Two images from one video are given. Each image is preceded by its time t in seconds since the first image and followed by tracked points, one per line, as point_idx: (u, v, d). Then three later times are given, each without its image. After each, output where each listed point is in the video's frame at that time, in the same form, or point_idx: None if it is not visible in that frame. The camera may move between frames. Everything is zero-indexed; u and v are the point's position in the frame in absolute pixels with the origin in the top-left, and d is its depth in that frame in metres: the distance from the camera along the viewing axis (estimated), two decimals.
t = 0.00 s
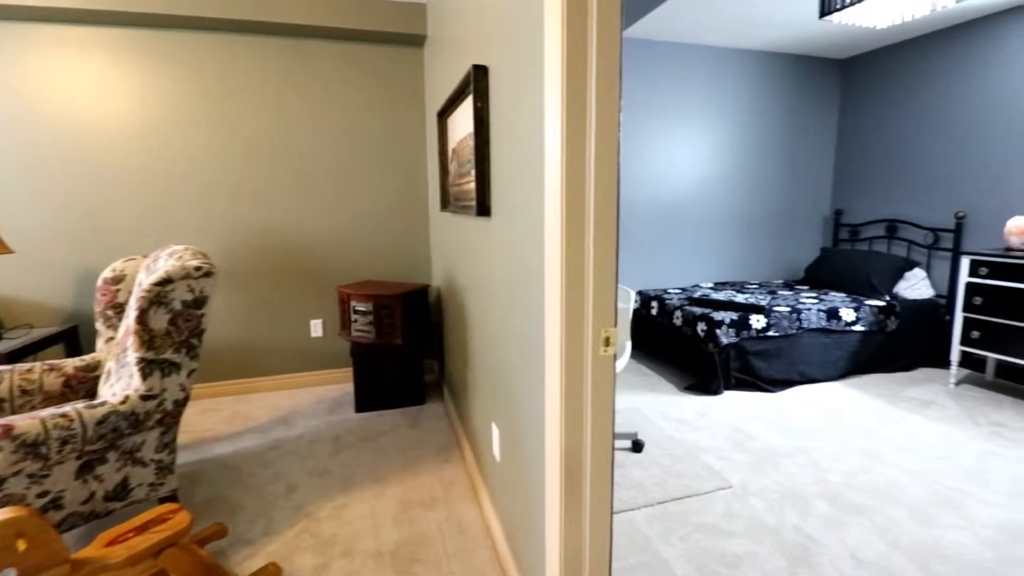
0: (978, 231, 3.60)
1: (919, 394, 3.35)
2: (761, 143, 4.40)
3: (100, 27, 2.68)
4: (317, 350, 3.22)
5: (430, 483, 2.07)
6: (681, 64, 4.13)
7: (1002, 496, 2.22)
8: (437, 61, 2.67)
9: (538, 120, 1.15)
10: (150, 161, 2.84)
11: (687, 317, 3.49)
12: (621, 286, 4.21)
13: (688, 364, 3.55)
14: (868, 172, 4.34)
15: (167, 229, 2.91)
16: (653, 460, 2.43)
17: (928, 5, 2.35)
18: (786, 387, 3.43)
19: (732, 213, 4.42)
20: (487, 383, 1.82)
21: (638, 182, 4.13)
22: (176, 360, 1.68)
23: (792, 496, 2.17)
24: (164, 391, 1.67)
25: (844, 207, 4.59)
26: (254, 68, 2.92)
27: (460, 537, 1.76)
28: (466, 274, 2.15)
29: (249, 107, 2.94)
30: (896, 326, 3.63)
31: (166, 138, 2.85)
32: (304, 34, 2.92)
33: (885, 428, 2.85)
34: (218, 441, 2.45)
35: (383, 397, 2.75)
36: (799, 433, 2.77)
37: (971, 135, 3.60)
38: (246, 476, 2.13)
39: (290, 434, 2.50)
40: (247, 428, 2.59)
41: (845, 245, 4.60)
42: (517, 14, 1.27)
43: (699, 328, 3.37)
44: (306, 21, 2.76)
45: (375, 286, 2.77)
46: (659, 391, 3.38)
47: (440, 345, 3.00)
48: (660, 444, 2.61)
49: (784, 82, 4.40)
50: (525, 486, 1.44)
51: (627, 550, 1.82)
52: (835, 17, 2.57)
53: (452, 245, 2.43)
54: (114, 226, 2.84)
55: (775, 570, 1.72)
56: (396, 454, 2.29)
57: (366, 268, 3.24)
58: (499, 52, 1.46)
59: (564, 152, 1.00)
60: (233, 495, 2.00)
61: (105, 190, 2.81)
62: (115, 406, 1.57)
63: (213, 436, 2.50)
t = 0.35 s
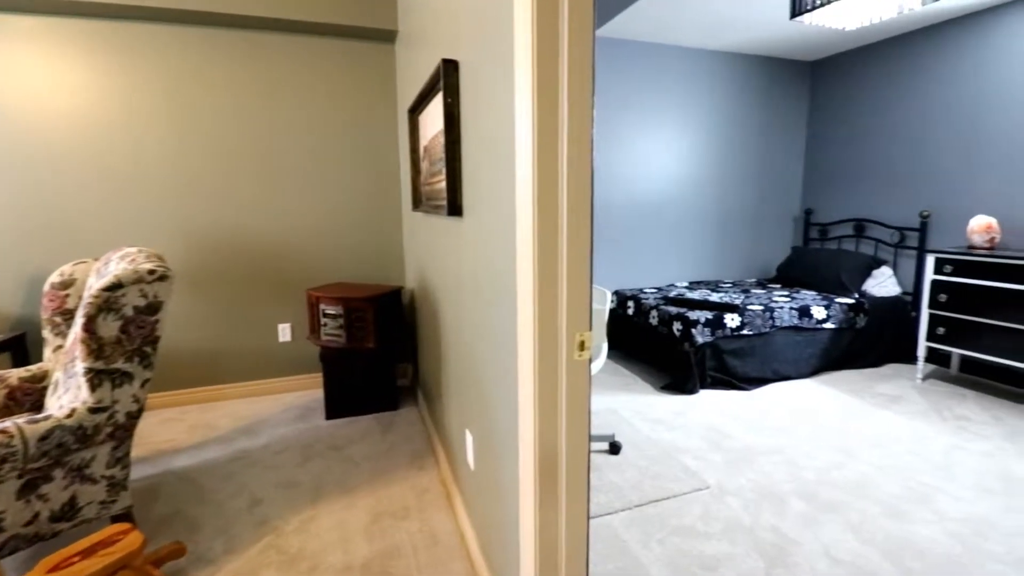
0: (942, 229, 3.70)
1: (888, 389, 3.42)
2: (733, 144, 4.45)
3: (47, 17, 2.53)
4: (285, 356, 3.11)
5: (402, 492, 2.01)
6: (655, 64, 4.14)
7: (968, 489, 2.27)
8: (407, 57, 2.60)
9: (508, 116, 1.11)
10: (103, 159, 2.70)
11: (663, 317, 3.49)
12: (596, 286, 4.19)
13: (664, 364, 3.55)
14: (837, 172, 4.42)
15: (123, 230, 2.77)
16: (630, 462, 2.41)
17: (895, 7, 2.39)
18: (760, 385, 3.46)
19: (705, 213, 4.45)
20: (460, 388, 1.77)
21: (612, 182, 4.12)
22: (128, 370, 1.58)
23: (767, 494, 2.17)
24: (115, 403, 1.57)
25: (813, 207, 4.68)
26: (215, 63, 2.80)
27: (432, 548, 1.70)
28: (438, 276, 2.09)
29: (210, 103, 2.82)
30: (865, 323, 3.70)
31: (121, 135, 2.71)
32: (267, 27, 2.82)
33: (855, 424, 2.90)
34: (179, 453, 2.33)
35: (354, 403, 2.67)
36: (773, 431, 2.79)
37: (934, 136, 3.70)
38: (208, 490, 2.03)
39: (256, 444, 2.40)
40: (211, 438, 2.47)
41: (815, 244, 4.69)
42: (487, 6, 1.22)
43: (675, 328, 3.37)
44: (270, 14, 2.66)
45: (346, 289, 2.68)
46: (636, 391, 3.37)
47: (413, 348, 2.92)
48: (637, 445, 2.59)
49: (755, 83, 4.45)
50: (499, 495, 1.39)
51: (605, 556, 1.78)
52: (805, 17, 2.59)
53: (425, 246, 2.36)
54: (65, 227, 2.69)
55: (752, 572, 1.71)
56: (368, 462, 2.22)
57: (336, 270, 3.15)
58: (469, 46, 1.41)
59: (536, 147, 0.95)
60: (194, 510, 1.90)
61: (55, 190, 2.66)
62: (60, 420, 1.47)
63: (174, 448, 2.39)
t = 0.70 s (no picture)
0: (905, 228, 3.80)
1: (856, 385, 3.49)
2: (705, 144, 4.49)
3: None
4: (251, 362, 3.00)
5: (374, 503, 1.93)
6: (627, 64, 4.14)
7: (935, 483, 2.31)
8: (377, 52, 2.52)
9: (479, 111, 1.06)
10: (52, 156, 2.55)
11: (638, 316, 3.49)
12: (572, 287, 4.18)
13: (639, 364, 3.55)
14: (806, 173, 4.50)
15: (74, 232, 2.62)
16: (607, 464, 2.39)
17: (861, 9, 2.43)
18: (733, 383, 3.50)
19: (678, 212, 4.49)
20: (432, 394, 1.71)
21: (586, 182, 4.12)
22: (74, 381, 1.47)
23: (743, 494, 2.18)
24: (60, 417, 1.46)
25: (782, 207, 4.76)
26: (173, 56, 2.67)
27: (405, 561, 1.64)
28: (409, 278, 2.02)
29: (168, 99, 2.69)
30: (833, 321, 3.77)
31: (71, 132, 2.57)
32: (228, 19, 2.70)
33: (826, 421, 2.94)
34: (135, 467, 2.21)
35: (323, 410, 2.58)
36: (747, 429, 2.81)
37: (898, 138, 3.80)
38: (166, 506, 1.93)
39: (218, 456, 2.29)
40: (170, 451, 2.35)
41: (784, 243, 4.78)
42: None
43: (650, 328, 3.37)
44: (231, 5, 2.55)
45: (313, 292, 2.58)
46: (612, 391, 3.36)
47: (385, 352, 2.84)
48: (613, 446, 2.58)
49: (725, 84, 4.50)
50: (473, 505, 1.34)
51: (582, 563, 1.75)
52: (775, 19, 2.61)
53: (395, 247, 2.28)
54: (11, 229, 2.53)
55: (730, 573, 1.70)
56: (337, 472, 2.14)
57: (304, 272, 3.05)
58: (437, 39, 1.35)
59: (507, 144, 0.90)
60: (150, 528, 1.80)
61: None
62: None
63: (130, 462, 2.26)
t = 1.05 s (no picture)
0: (875, 228, 3.89)
1: (829, 382, 3.55)
2: (680, 145, 4.53)
3: None
4: (219, 368, 2.89)
5: (347, 514, 1.87)
6: (605, 64, 4.14)
7: (907, 479, 2.35)
8: (349, 47, 2.45)
9: (454, 108, 1.02)
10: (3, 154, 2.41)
11: (617, 317, 3.49)
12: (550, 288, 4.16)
13: (617, 364, 3.55)
14: (779, 174, 4.58)
15: (27, 233, 2.48)
16: (587, 467, 2.37)
17: (833, 12, 2.46)
18: (710, 382, 3.52)
19: (655, 213, 4.51)
20: (408, 401, 1.65)
21: (565, 183, 4.10)
22: (22, 394, 1.38)
23: (722, 494, 2.17)
24: (7, 433, 1.37)
25: (756, 207, 4.83)
26: (134, 50, 2.55)
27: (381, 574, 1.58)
28: (384, 281, 1.96)
29: (130, 94, 2.57)
30: (806, 319, 3.83)
31: (23, 128, 2.43)
32: (193, 12, 2.59)
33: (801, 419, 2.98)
34: (93, 481, 2.10)
35: (295, 417, 2.49)
36: (724, 428, 2.83)
37: (867, 140, 3.89)
38: (126, 523, 1.83)
39: (183, 468, 2.19)
40: (131, 463, 2.24)
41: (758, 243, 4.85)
42: None
43: (629, 328, 3.37)
44: None
45: (284, 296, 2.49)
46: (591, 392, 3.35)
47: (359, 356, 2.76)
48: (593, 448, 2.56)
49: (701, 86, 4.54)
50: (451, 516, 1.29)
51: (563, 569, 1.72)
52: (750, 21, 2.62)
53: (369, 249, 2.22)
54: None
55: None
56: (310, 482, 2.06)
57: (275, 274, 2.95)
58: (411, 34, 1.30)
59: (483, 139, 0.86)
60: (108, 547, 1.70)
61: None
62: None
63: (87, 476, 2.14)
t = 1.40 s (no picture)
0: (842, 228, 3.97)
1: (800, 379, 3.60)
2: (653, 146, 4.54)
3: None
4: (179, 377, 2.76)
5: (315, 529, 1.79)
6: (578, 64, 4.12)
7: (878, 474, 2.39)
8: (314, 41, 2.36)
9: (420, 101, 0.96)
10: None
11: (592, 317, 3.47)
12: (525, 289, 4.12)
13: (593, 365, 3.53)
14: (749, 174, 4.64)
15: None
16: (564, 471, 2.33)
17: (803, 14, 2.48)
18: (685, 381, 3.53)
19: (629, 213, 4.52)
20: (378, 410, 1.58)
21: (539, 183, 4.07)
22: None
23: (698, 495, 2.17)
24: None
25: (727, 207, 4.89)
26: (83, 42, 2.41)
27: None
28: (352, 284, 1.89)
29: (79, 89, 2.43)
30: (777, 317, 3.88)
31: None
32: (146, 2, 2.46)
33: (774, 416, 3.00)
34: (39, 501, 1.96)
35: (261, 426, 2.39)
36: (700, 428, 2.83)
37: (834, 141, 3.96)
38: (74, 545, 1.71)
39: (139, 484, 2.08)
40: (82, 480, 2.11)
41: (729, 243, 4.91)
42: None
43: (604, 329, 3.35)
44: None
45: (248, 300, 2.39)
46: (567, 394, 3.32)
47: (328, 362, 2.67)
48: (569, 451, 2.52)
49: (673, 87, 4.57)
50: (422, 532, 1.23)
51: None
52: (721, 22, 2.63)
53: (337, 251, 2.13)
54: None
55: None
56: (275, 496, 1.97)
57: (239, 278, 2.84)
58: (376, 26, 1.24)
59: (451, 135, 0.81)
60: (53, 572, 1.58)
61: None
62: None
63: (33, 495, 2.01)
